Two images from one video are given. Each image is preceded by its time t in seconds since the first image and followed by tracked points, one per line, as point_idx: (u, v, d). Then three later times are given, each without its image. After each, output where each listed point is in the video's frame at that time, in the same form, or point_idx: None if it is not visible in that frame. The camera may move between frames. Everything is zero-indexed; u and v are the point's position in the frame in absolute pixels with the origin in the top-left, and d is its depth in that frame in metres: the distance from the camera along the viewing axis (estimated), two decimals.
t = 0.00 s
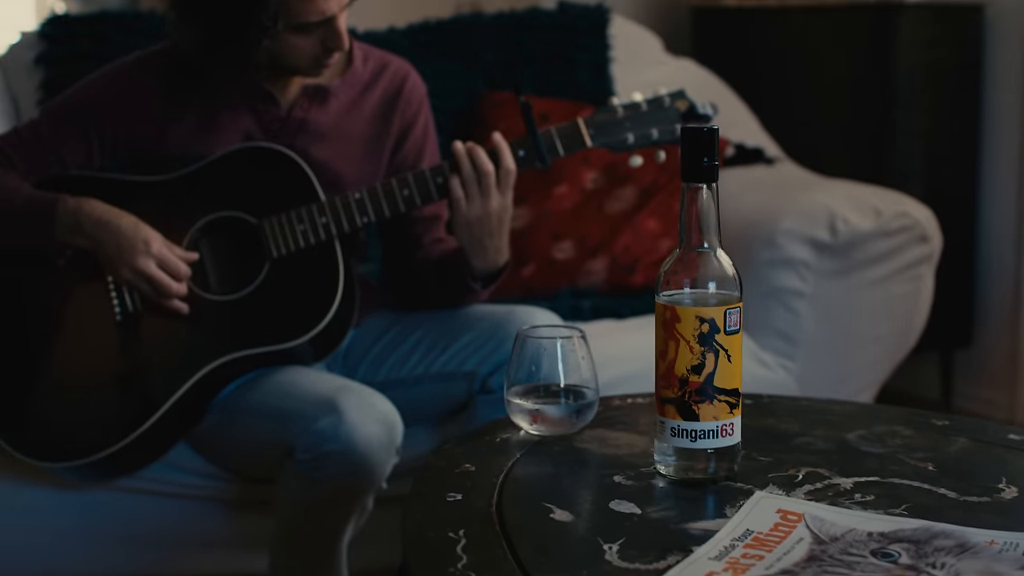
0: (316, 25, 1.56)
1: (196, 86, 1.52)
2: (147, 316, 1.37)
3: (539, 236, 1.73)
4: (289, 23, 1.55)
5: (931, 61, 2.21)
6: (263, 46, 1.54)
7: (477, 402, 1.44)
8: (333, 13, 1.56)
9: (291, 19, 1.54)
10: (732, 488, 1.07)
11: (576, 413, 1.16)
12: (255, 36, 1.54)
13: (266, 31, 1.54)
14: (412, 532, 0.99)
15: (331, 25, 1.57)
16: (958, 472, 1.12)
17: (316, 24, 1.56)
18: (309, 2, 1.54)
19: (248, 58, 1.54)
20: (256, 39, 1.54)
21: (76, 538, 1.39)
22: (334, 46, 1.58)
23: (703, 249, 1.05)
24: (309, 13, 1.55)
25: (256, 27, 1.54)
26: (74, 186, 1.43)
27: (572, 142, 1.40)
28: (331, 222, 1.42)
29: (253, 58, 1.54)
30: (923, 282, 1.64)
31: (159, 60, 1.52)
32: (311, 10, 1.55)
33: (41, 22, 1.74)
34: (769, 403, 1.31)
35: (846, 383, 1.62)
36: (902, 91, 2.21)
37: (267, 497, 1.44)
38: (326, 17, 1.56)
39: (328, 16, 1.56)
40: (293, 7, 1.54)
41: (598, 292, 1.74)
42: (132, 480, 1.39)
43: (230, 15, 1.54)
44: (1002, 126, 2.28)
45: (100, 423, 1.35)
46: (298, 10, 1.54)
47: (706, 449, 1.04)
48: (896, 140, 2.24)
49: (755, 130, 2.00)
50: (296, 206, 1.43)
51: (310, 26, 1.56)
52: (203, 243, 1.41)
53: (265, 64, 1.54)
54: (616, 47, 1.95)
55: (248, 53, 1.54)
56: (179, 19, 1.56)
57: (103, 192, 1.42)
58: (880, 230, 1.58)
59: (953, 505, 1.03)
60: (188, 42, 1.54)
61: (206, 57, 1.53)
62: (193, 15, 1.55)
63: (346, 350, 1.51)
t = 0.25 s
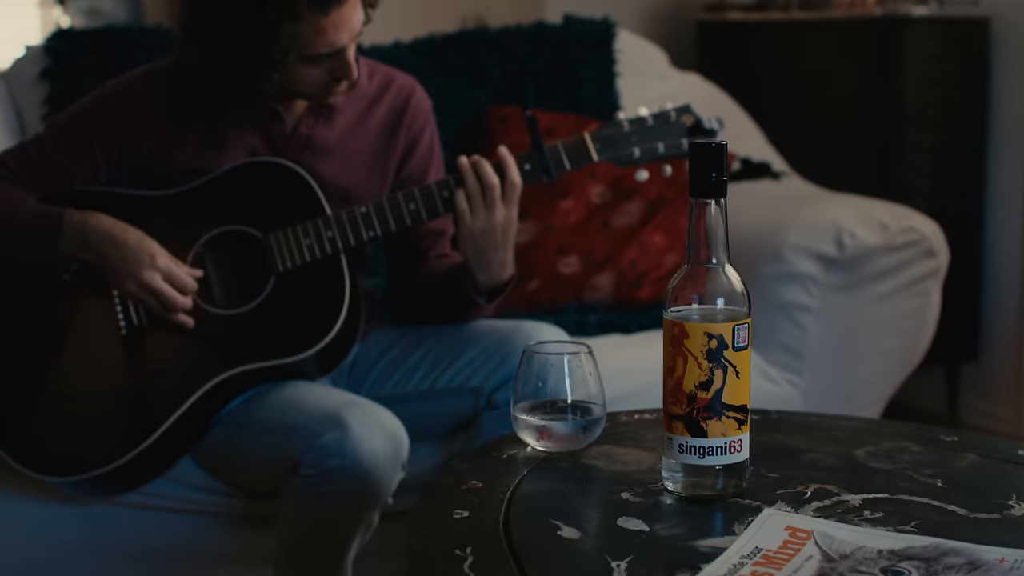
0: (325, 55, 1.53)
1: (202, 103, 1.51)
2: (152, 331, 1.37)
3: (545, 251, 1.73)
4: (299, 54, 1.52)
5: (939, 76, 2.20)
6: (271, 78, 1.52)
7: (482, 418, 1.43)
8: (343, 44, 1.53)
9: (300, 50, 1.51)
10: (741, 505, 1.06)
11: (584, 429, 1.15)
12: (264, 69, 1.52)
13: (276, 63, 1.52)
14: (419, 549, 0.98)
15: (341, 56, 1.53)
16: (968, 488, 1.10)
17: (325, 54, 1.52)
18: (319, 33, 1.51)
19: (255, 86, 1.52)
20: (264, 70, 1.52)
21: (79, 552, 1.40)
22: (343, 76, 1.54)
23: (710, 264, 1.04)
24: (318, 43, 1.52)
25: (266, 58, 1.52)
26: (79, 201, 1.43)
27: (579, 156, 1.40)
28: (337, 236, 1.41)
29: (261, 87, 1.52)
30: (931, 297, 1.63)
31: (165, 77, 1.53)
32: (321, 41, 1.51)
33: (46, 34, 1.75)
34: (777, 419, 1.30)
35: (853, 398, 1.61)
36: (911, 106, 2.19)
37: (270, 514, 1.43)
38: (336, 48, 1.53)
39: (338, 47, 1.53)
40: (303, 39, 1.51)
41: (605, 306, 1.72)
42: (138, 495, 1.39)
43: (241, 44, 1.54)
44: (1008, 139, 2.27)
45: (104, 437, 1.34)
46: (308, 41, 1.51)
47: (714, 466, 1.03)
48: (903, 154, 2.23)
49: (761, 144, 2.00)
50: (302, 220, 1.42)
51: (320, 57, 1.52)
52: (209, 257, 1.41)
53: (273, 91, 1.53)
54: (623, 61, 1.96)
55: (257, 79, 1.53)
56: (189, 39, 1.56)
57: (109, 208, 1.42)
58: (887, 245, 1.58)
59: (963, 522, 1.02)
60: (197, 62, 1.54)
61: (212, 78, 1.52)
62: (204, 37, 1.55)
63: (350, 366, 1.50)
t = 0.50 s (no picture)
0: (340, 98, 1.45)
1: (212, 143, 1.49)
2: (156, 344, 1.37)
3: (550, 264, 1.73)
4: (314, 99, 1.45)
5: (943, 88, 2.21)
6: (287, 131, 1.47)
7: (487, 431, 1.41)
8: (359, 86, 1.44)
9: (316, 95, 1.44)
10: (749, 520, 1.04)
11: (591, 443, 1.15)
12: (280, 121, 1.46)
13: (293, 116, 1.45)
14: (425, 563, 0.97)
15: (358, 96, 1.45)
16: (976, 503, 1.10)
17: (340, 97, 1.44)
18: (334, 79, 1.43)
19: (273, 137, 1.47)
20: (280, 124, 1.46)
21: (83, 566, 1.40)
22: (358, 112, 1.47)
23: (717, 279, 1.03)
24: (334, 88, 1.43)
25: (282, 112, 1.45)
26: (85, 214, 1.43)
27: (584, 170, 1.39)
28: (341, 249, 1.41)
29: (276, 141, 1.47)
30: (937, 310, 1.63)
31: (171, 111, 1.50)
32: (336, 85, 1.43)
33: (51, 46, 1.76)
34: (783, 433, 1.30)
35: (859, 411, 1.60)
36: (915, 117, 2.19)
37: (277, 527, 1.41)
38: (351, 92, 1.44)
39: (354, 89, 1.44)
40: (318, 86, 1.43)
41: (610, 319, 1.73)
42: (141, 509, 1.39)
43: (254, 99, 1.46)
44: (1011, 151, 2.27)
45: (107, 453, 1.33)
46: (323, 87, 1.43)
47: (722, 480, 1.02)
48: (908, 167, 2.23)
49: (766, 156, 2.00)
50: (307, 233, 1.42)
51: (335, 99, 1.45)
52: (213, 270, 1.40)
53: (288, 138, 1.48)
54: (627, 73, 1.96)
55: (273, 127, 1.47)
56: (196, 76, 1.50)
57: (114, 221, 1.42)
58: (893, 257, 1.58)
59: (972, 537, 1.01)
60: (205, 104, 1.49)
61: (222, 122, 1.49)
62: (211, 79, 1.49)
63: (356, 380, 1.50)
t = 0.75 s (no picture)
0: (344, 106, 1.44)
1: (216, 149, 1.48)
2: (162, 357, 1.36)
3: (556, 276, 1.73)
4: (317, 108, 1.44)
5: (949, 99, 2.21)
6: (291, 136, 1.46)
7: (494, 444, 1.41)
8: (364, 94, 1.43)
9: (320, 103, 1.44)
10: (758, 535, 1.03)
11: (598, 456, 1.14)
12: (284, 127, 1.45)
13: (296, 122, 1.45)
14: None
15: (361, 105, 1.44)
16: (986, 518, 1.09)
17: (344, 105, 1.43)
18: (338, 87, 1.42)
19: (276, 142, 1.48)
20: (284, 129, 1.45)
21: None
22: (362, 122, 1.46)
23: (726, 291, 1.02)
24: (338, 96, 1.43)
25: (286, 118, 1.44)
26: (91, 225, 1.42)
27: (591, 182, 1.39)
28: (347, 262, 1.40)
29: (279, 145, 1.48)
30: (944, 322, 1.62)
31: (176, 119, 1.49)
32: (341, 92, 1.42)
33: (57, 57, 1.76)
34: (791, 446, 1.29)
35: (867, 424, 1.60)
36: (921, 128, 2.19)
37: (284, 540, 1.41)
38: (355, 99, 1.43)
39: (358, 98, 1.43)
40: (322, 93, 1.42)
41: (617, 331, 1.72)
42: (148, 521, 1.39)
43: (259, 104, 1.46)
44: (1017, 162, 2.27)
45: (113, 466, 1.33)
46: (328, 95, 1.43)
47: (731, 494, 1.01)
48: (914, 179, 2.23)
49: (772, 167, 2.00)
50: (312, 245, 1.42)
51: (339, 107, 1.44)
52: (220, 283, 1.40)
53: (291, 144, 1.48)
54: (634, 84, 1.96)
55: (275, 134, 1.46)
56: (201, 84, 1.50)
57: (120, 231, 1.42)
58: (899, 269, 1.58)
59: (982, 552, 1.00)
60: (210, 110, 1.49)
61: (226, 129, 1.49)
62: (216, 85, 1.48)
63: (362, 393, 1.49)
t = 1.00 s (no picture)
0: (347, 107, 1.43)
1: (223, 155, 1.49)
2: (169, 371, 1.35)
3: (564, 288, 1.73)
4: (319, 109, 1.44)
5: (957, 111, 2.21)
6: (291, 135, 1.47)
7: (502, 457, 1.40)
8: (365, 96, 1.43)
9: (323, 104, 1.43)
10: (769, 550, 1.01)
11: (609, 470, 1.13)
12: (285, 125, 1.46)
13: (297, 121, 1.44)
14: None
15: (364, 107, 1.43)
16: (1000, 532, 1.08)
17: (347, 106, 1.43)
18: (341, 87, 1.41)
19: (278, 139, 1.49)
20: (285, 128, 1.46)
21: None
22: (364, 125, 1.45)
23: (737, 305, 1.01)
24: (340, 97, 1.42)
25: (286, 117, 1.45)
26: (98, 238, 1.42)
27: (599, 195, 1.39)
28: (355, 275, 1.40)
29: (281, 142, 1.49)
30: (954, 335, 1.63)
31: (183, 133, 1.50)
32: (342, 93, 1.42)
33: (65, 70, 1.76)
34: (802, 460, 1.28)
35: (876, 437, 1.60)
36: (929, 140, 2.19)
37: (292, 554, 1.41)
38: (358, 100, 1.43)
39: (360, 99, 1.43)
40: (324, 93, 1.42)
41: (625, 344, 1.72)
42: (156, 535, 1.39)
43: (261, 103, 1.47)
44: None
45: (121, 480, 1.33)
46: (329, 95, 1.42)
47: (742, 510, 1.00)
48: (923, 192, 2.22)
49: (780, 179, 2.00)
50: (320, 259, 1.42)
51: (342, 108, 1.43)
52: (227, 296, 1.39)
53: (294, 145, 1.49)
54: (642, 97, 1.96)
55: (277, 137, 1.49)
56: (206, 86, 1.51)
57: (128, 242, 1.41)
58: (909, 282, 1.58)
59: (996, 567, 0.99)
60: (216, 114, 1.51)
61: (232, 133, 1.50)
62: (221, 87, 1.50)
63: (370, 406, 1.49)
